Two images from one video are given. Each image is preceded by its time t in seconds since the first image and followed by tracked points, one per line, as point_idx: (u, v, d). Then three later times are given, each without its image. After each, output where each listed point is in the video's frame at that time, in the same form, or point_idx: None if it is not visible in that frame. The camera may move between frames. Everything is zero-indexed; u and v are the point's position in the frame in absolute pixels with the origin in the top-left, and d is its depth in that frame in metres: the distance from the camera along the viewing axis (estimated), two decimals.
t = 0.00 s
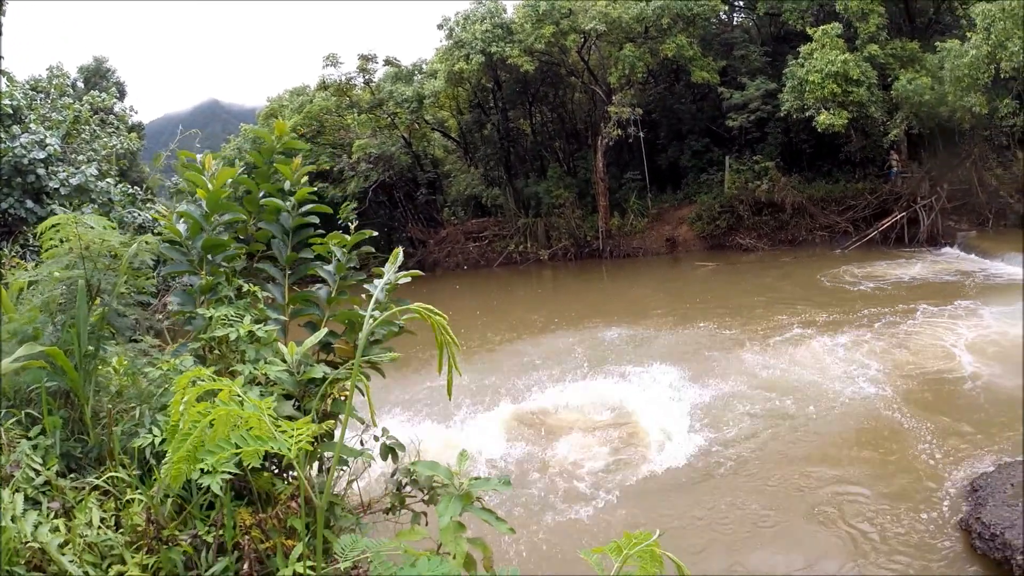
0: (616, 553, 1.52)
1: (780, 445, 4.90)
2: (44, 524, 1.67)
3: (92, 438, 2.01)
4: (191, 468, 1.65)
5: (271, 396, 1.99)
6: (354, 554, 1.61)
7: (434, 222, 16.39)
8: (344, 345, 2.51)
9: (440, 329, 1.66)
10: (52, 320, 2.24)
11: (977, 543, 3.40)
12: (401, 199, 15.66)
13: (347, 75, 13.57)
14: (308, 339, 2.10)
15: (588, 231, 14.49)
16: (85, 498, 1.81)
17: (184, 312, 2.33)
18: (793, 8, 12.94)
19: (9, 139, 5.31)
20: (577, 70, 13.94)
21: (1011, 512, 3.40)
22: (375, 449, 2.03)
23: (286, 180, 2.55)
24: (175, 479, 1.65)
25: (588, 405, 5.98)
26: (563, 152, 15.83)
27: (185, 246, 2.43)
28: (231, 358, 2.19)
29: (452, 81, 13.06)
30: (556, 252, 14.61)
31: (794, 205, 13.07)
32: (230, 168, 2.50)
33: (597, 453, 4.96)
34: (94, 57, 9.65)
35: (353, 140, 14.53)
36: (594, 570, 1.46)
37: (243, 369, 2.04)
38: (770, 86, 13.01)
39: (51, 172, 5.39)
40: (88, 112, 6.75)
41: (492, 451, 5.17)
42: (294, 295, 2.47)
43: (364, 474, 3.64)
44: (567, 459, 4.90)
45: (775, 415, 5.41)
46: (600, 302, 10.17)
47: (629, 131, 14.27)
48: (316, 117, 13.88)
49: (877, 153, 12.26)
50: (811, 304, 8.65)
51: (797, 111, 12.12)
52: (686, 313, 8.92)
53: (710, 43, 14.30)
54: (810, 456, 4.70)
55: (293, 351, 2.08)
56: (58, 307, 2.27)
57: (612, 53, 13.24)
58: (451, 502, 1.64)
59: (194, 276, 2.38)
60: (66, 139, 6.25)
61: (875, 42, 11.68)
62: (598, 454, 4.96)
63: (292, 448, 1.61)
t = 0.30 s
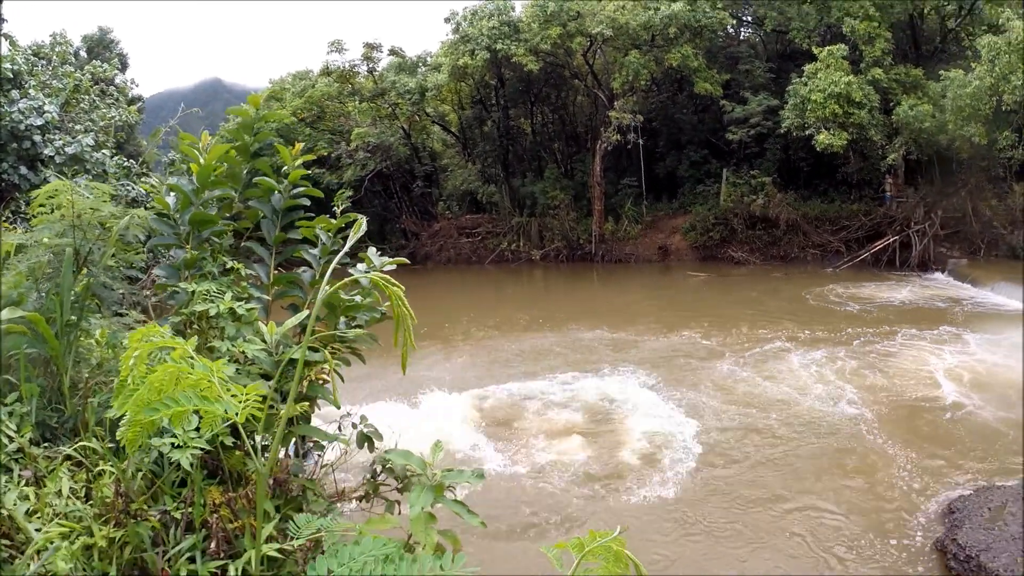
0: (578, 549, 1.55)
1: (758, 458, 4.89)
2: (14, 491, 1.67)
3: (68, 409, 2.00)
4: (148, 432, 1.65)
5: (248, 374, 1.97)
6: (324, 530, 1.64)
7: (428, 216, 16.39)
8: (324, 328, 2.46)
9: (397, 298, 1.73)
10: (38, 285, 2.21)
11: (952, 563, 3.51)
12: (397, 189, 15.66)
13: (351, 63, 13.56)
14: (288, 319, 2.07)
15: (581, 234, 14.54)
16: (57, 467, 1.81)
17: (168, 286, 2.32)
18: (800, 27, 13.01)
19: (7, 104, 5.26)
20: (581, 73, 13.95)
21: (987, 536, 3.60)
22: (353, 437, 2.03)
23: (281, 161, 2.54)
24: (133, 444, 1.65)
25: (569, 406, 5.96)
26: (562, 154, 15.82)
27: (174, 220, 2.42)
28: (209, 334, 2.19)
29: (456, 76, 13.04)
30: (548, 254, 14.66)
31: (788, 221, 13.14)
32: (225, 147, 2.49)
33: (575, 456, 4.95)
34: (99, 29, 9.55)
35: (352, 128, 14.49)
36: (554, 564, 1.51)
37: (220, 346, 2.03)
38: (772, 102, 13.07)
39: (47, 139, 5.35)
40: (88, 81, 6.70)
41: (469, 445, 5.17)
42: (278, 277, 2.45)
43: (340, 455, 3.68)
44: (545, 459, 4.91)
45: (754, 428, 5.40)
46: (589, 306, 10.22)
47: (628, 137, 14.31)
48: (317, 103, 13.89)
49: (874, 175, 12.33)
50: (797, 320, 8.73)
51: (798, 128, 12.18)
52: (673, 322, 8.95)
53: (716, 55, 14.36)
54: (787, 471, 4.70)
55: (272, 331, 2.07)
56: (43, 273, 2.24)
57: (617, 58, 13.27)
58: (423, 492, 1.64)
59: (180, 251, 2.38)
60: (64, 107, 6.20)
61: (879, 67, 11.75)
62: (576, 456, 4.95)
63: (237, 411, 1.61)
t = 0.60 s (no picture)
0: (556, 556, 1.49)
1: (755, 460, 4.88)
2: None
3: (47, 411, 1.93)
4: (89, 413, 1.64)
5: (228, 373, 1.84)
6: (291, 532, 1.57)
7: (423, 217, 16.39)
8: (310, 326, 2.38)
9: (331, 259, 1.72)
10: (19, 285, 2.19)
11: (955, 560, 3.51)
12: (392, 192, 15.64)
13: (345, 64, 13.54)
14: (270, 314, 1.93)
15: (577, 234, 14.53)
16: (34, 468, 1.82)
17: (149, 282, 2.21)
18: (795, 25, 13.03)
19: None
20: (576, 73, 13.93)
21: (988, 534, 3.55)
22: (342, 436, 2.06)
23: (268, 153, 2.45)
24: (73, 427, 1.66)
25: (561, 406, 5.99)
26: (557, 155, 15.79)
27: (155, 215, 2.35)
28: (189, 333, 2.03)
29: (451, 76, 13.03)
30: (544, 254, 14.66)
31: (784, 220, 13.16)
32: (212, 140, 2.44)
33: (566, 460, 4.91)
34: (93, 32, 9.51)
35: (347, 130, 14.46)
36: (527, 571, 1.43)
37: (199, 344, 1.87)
38: (767, 100, 13.08)
39: (40, 143, 5.33)
40: (81, 85, 6.67)
41: (456, 448, 5.20)
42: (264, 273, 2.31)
43: (334, 463, 3.70)
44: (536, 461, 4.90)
45: (751, 430, 5.41)
46: (583, 306, 10.23)
47: (624, 136, 14.32)
48: (312, 105, 13.87)
49: (869, 173, 12.34)
50: (792, 318, 8.74)
51: (793, 126, 12.20)
52: (668, 321, 8.96)
53: (711, 54, 14.38)
54: (785, 474, 4.70)
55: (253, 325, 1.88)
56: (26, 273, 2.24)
57: (611, 58, 13.27)
58: (408, 493, 1.62)
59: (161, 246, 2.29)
60: (58, 111, 6.17)
61: (874, 63, 11.77)
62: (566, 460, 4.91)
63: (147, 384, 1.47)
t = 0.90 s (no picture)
0: None
1: (736, 469, 4.91)
2: None
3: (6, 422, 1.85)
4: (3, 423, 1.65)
5: (193, 382, 1.88)
6: (214, 562, 1.61)
7: (410, 226, 16.38)
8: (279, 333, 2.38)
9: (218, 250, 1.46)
10: None
11: (948, 568, 3.53)
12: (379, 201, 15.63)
13: (332, 71, 13.54)
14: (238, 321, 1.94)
15: (564, 243, 14.58)
16: None
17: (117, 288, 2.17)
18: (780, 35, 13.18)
19: None
20: (563, 82, 13.99)
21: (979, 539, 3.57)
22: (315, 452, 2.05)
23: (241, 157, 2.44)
24: None
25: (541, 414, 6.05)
26: (544, 164, 15.79)
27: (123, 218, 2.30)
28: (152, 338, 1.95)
29: (437, 85, 13.07)
30: (531, 263, 14.68)
31: (769, 228, 13.27)
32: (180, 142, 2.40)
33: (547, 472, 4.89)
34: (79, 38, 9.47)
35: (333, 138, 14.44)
36: None
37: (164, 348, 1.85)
38: (753, 109, 13.21)
39: (23, 148, 5.28)
40: (67, 90, 6.63)
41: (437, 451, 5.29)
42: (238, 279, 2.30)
43: (310, 480, 3.72)
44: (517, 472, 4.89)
45: (732, 438, 5.44)
46: (568, 315, 10.25)
47: (610, 145, 14.40)
48: (299, 113, 13.86)
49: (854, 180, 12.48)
50: (775, 327, 8.81)
51: (779, 135, 12.32)
52: (653, 330, 9.01)
53: (697, 63, 14.52)
54: (770, 482, 4.71)
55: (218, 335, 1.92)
56: None
57: (597, 67, 13.35)
58: (382, 510, 1.63)
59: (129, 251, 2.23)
60: (43, 116, 6.13)
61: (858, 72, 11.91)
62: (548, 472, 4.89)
63: None
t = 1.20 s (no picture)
0: None
1: (722, 464, 4.96)
2: None
3: None
4: None
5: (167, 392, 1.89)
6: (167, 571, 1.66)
7: (393, 230, 16.32)
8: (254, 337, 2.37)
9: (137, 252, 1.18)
10: None
11: (938, 556, 3.57)
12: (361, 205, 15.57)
13: (312, 75, 13.47)
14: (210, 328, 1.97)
15: (547, 243, 14.61)
16: None
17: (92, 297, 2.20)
18: (759, 30, 13.30)
19: None
20: (542, 82, 14.02)
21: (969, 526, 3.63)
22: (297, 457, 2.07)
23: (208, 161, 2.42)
24: None
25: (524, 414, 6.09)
26: (525, 164, 15.84)
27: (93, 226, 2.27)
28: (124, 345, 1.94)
29: (417, 87, 13.08)
30: (514, 264, 14.68)
31: (752, 222, 13.37)
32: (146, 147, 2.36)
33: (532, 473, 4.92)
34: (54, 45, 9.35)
35: (314, 143, 14.35)
36: None
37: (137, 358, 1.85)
38: (732, 105, 13.32)
39: None
40: (44, 99, 6.55)
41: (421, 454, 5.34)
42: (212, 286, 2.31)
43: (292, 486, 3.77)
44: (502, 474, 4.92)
45: (716, 434, 5.51)
46: (551, 315, 10.28)
47: (591, 144, 14.46)
48: (279, 118, 13.77)
49: (834, 173, 12.62)
50: (756, 321, 8.89)
51: (759, 129, 12.42)
52: (636, 327, 9.06)
53: (677, 60, 14.62)
54: (755, 476, 4.77)
55: (193, 344, 1.94)
56: None
57: (577, 66, 13.40)
58: (361, 516, 1.65)
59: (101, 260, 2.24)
60: (21, 125, 6.05)
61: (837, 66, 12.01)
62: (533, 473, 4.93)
63: None
